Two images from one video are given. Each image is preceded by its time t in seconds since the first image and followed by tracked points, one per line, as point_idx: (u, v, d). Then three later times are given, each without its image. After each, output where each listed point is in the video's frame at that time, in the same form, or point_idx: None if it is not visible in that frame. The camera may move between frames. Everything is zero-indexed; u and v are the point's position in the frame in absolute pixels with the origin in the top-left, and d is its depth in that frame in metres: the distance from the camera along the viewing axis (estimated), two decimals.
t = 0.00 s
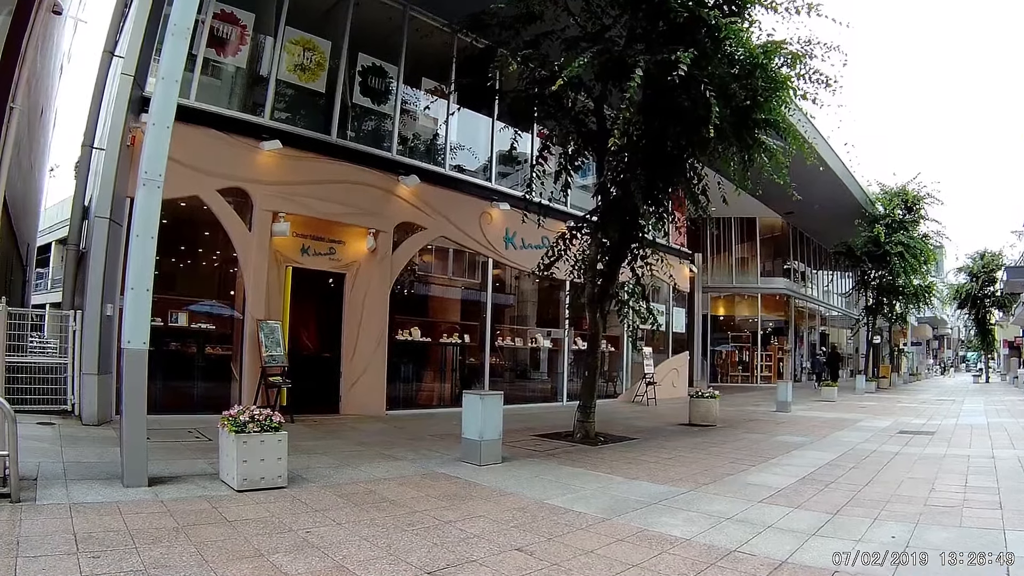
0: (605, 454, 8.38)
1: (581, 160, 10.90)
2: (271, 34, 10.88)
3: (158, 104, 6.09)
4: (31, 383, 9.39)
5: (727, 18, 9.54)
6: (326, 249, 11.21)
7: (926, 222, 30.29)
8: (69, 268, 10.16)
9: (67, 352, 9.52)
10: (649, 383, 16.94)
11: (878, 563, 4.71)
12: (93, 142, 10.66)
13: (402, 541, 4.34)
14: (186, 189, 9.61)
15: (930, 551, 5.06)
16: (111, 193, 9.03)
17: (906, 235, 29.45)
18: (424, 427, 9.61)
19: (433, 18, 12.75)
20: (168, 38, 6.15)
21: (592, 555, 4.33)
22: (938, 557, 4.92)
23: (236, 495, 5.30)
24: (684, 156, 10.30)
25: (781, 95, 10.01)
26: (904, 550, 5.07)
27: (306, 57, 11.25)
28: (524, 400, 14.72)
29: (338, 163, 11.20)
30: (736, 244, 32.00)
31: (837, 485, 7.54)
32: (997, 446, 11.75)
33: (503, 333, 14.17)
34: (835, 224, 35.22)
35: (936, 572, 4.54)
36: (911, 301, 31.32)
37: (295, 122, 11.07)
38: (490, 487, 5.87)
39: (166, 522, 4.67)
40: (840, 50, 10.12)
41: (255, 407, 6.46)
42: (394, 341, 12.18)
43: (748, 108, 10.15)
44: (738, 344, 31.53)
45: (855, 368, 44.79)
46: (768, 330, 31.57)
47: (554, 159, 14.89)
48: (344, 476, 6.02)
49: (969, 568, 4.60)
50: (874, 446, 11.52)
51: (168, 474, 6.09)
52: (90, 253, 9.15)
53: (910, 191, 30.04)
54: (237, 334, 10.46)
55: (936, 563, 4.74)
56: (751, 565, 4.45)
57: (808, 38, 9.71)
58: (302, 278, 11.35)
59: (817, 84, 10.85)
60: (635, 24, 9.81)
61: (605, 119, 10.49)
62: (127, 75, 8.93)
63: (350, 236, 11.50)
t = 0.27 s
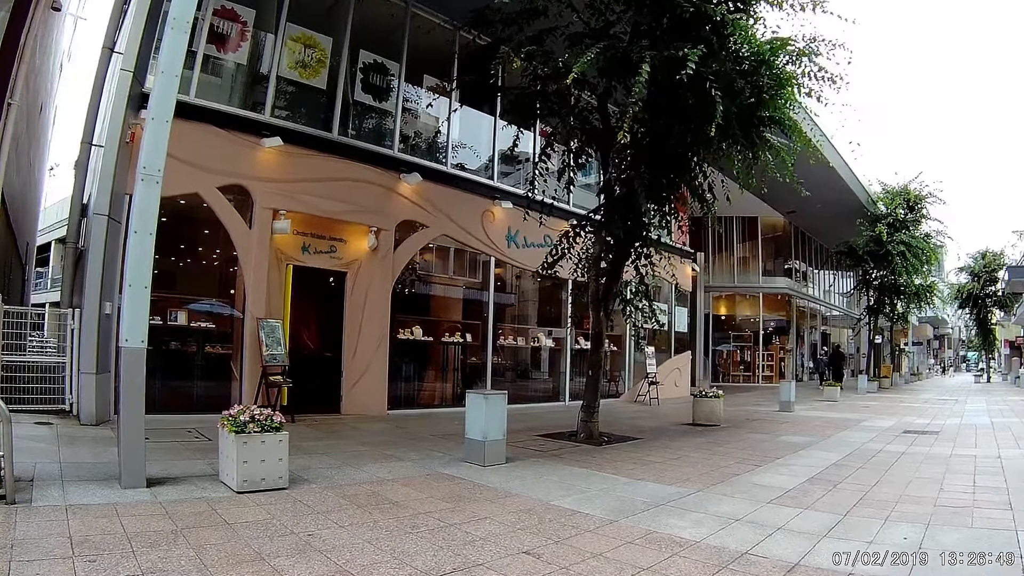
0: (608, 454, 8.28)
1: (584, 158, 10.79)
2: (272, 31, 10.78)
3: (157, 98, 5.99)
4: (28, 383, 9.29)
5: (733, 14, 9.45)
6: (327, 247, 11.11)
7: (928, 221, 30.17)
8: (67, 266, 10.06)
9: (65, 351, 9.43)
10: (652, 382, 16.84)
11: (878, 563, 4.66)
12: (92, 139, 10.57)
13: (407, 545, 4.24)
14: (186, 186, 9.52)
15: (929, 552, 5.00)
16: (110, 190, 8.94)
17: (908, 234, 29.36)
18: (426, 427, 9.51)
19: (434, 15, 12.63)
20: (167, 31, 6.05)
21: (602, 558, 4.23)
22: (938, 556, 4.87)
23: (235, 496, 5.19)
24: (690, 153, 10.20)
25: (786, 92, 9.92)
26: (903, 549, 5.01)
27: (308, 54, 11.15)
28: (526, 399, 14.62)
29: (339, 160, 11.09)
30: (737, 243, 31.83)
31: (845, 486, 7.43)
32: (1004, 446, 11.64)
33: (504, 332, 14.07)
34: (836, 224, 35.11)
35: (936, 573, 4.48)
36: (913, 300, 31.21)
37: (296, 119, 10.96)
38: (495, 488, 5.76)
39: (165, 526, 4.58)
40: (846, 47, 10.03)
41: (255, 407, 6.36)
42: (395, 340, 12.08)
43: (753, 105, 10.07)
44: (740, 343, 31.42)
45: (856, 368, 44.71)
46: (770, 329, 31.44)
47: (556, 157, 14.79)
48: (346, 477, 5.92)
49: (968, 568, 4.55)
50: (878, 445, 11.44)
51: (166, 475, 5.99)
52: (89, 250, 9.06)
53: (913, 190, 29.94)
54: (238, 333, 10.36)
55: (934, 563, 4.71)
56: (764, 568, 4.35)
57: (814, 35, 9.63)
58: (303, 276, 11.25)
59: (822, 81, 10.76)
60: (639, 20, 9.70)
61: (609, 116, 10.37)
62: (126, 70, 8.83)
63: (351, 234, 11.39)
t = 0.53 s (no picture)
0: (611, 454, 8.16)
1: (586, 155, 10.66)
2: (270, 27, 10.67)
3: (152, 93, 5.88)
4: (23, 384, 9.19)
5: (737, 9, 9.33)
6: (326, 246, 11.00)
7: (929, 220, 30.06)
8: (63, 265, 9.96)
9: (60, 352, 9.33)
10: (653, 381, 16.72)
11: (879, 563, 4.61)
12: (89, 137, 10.46)
13: (407, 549, 4.13)
14: (183, 184, 9.41)
15: (930, 551, 4.95)
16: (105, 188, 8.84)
17: (909, 232, 29.25)
18: (426, 427, 9.40)
19: (434, 11, 12.53)
20: (162, 25, 5.95)
21: (607, 563, 4.12)
22: (938, 557, 4.83)
23: (231, 499, 5.09)
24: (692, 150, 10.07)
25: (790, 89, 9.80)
26: (904, 550, 4.96)
27: (306, 51, 11.04)
28: (527, 399, 14.52)
29: (337, 158, 10.97)
30: (737, 242, 31.71)
31: (852, 487, 7.32)
32: (1009, 445, 11.53)
33: (504, 332, 13.96)
34: (837, 222, 35.01)
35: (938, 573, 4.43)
36: (914, 298, 31.11)
37: (294, 116, 10.85)
38: (497, 490, 5.65)
39: (159, 530, 4.47)
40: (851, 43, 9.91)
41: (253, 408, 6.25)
42: (395, 340, 11.97)
43: (756, 102, 9.95)
44: (740, 342, 31.39)
45: (856, 366, 44.65)
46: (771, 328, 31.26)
47: (556, 155, 14.68)
48: (345, 479, 5.82)
49: (970, 568, 4.51)
50: (882, 445, 11.34)
51: (162, 477, 5.89)
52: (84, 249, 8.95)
53: (914, 188, 29.83)
54: (236, 333, 10.25)
55: (937, 563, 4.65)
56: (773, 573, 4.23)
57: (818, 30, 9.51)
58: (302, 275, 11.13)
59: (826, 78, 10.63)
60: (641, 15, 9.58)
61: (611, 112, 10.25)
62: (121, 67, 8.72)
63: (350, 232, 11.28)
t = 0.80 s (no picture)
0: (610, 456, 8.02)
1: (585, 152, 10.49)
2: (264, 23, 10.52)
3: (140, 87, 5.72)
4: (12, 384, 9.03)
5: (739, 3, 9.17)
6: (321, 244, 10.84)
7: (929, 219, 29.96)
8: (53, 263, 9.80)
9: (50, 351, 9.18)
10: (652, 381, 16.58)
11: (879, 563, 4.60)
12: (80, 133, 10.29)
13: (400, 557, 3.98)
14: (175, 181, 9.25)
15: (927, 551, 4.94)
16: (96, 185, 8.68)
17: (908, 231, 29.15)
18: (422, 428, 9.25)
19: (430, 6, 12.25)
20: (150, 16, 5.79)
21: (607, 571, 3.97)
22: (937, 556, 4.81)
23: (220, 504, 4.94)
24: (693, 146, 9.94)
25: (792, 84, 9.65)
26: (903, 549, 4.95)
27: (301, 47, 10.88)
28: (525, 399, 14.38)
29: (331, 154, 10.79)
30: (736, 241, 31.53)
31: (856, 489, 7.18)
32: (1012, 446, 11.41)
33: (502, 331, 13.82)
34: (835, 221, 34.92)
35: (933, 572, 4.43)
36: (913, 297, 31.01)
37: (289, 113, 10.69)
38: (494, 493, 5.50)
39: (144, 537, 4.32)
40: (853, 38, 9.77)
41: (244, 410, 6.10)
42: (391, 339, 11.82)
43: (758, 97, 9.80)
44: (738, 341, 31.29)
45: (855, 366, 44.59)
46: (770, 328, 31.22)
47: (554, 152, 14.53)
48: (337, 482, 5.67)
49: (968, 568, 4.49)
50: (884, 445, 11.22)
51: (150, 480, 5.74)
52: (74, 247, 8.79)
53: (913, 187, 29.76)
54: (230, 332, 10.09)
55: (936, 563, 4.63)
56: None
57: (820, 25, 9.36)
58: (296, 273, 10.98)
59: (827, 74, 10.49)
60: (641, 9, 9.43)
61: (610, 108, 10.09)
62: (112, 61, 8.56)
63: (345, 230, 11.12)
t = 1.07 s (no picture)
0: (609, 458, 7.85)
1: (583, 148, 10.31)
2: (257, 17, 10.34)
3: (124, 79, 5.54)
4: None
5: None
6: (314, 242, 10.66)
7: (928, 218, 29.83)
8: (41, 261, 9.61)
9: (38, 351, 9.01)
10: (651, 382, 16.42)
11: (879, 563, 4.60)
12: (69, 129, 10.09)
13: (390, 568, 3.81)
14: (164, 178, 9.06)
15: (928, 551, 4.97)
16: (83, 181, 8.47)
17: (908, 230, 29.04)
18: (417, 430, 9.07)
19: None
20: (135, 6, 5.61)
21: None
22: (937, 557, 4.83)
23: (204, 510, 4.77)
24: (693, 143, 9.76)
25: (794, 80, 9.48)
26: (903, 550, 4.97)
27: (294, 42, 10.69)
28: (522, 399, 14.22)
29: (325, 151, 10.60)
30: (735, 240, 31.37)
31: (860, 494, 6.98)
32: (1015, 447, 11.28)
33: (498, 330, 13.65)
34: (834, 219, 34.86)
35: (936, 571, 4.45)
36: (913, 296, 30.88)
37: (282, 109, 10.50)
38: (489, 498, 5.33)
39: (123, 545, 4.15)
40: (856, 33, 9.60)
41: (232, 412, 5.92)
42: (386, 339, 11.65)
43: (759, 93, 9.64)
44: (737, 340, 31.11)
45: (853, 365, 44.50)
46: (768, 327, 31.10)
47: (551, 149, 14.35)
48: (327, 487, 5.50)
49: (970, 568, 4.53)
50: (886, 447, 11.07)
51: (134, 484, 5.56)
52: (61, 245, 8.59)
53: (913, 186, 29.62)
54: (221, 331, 9.92)
55: (937, 563, 4.65)
56: None
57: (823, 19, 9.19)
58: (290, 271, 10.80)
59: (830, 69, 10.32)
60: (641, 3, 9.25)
61: (608, 103, 9.91)
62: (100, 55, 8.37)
63: (339, 228, 10.95)
